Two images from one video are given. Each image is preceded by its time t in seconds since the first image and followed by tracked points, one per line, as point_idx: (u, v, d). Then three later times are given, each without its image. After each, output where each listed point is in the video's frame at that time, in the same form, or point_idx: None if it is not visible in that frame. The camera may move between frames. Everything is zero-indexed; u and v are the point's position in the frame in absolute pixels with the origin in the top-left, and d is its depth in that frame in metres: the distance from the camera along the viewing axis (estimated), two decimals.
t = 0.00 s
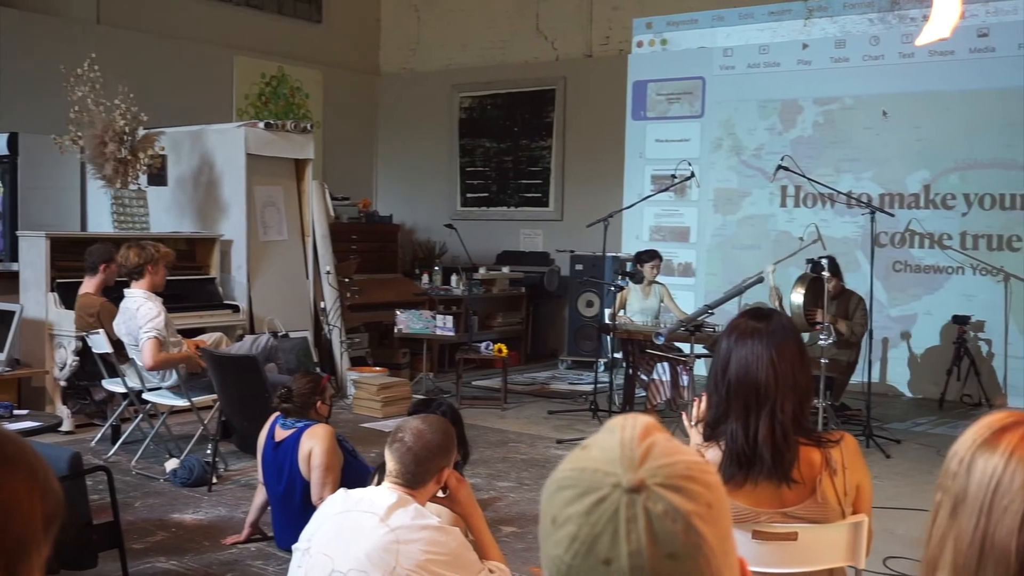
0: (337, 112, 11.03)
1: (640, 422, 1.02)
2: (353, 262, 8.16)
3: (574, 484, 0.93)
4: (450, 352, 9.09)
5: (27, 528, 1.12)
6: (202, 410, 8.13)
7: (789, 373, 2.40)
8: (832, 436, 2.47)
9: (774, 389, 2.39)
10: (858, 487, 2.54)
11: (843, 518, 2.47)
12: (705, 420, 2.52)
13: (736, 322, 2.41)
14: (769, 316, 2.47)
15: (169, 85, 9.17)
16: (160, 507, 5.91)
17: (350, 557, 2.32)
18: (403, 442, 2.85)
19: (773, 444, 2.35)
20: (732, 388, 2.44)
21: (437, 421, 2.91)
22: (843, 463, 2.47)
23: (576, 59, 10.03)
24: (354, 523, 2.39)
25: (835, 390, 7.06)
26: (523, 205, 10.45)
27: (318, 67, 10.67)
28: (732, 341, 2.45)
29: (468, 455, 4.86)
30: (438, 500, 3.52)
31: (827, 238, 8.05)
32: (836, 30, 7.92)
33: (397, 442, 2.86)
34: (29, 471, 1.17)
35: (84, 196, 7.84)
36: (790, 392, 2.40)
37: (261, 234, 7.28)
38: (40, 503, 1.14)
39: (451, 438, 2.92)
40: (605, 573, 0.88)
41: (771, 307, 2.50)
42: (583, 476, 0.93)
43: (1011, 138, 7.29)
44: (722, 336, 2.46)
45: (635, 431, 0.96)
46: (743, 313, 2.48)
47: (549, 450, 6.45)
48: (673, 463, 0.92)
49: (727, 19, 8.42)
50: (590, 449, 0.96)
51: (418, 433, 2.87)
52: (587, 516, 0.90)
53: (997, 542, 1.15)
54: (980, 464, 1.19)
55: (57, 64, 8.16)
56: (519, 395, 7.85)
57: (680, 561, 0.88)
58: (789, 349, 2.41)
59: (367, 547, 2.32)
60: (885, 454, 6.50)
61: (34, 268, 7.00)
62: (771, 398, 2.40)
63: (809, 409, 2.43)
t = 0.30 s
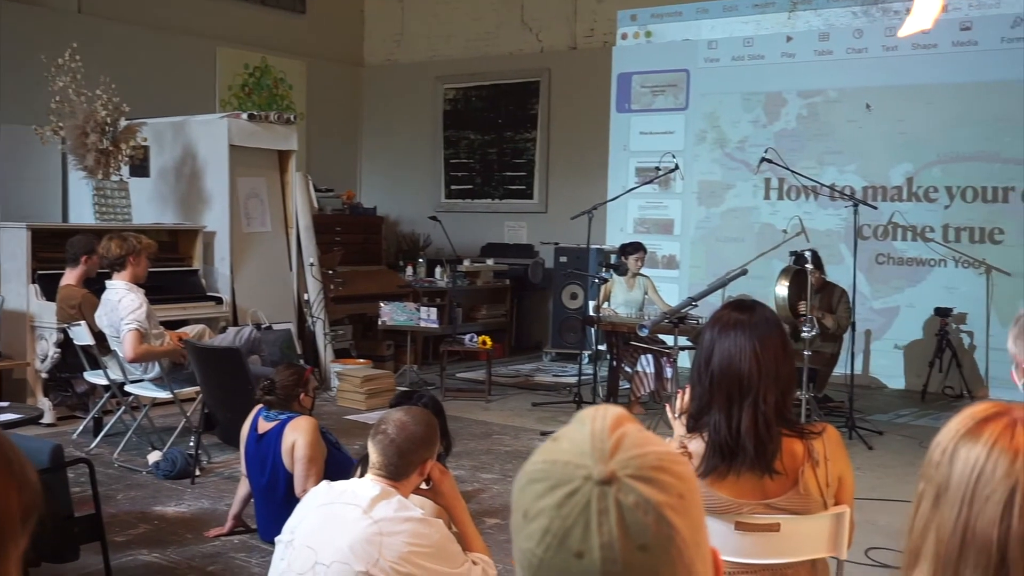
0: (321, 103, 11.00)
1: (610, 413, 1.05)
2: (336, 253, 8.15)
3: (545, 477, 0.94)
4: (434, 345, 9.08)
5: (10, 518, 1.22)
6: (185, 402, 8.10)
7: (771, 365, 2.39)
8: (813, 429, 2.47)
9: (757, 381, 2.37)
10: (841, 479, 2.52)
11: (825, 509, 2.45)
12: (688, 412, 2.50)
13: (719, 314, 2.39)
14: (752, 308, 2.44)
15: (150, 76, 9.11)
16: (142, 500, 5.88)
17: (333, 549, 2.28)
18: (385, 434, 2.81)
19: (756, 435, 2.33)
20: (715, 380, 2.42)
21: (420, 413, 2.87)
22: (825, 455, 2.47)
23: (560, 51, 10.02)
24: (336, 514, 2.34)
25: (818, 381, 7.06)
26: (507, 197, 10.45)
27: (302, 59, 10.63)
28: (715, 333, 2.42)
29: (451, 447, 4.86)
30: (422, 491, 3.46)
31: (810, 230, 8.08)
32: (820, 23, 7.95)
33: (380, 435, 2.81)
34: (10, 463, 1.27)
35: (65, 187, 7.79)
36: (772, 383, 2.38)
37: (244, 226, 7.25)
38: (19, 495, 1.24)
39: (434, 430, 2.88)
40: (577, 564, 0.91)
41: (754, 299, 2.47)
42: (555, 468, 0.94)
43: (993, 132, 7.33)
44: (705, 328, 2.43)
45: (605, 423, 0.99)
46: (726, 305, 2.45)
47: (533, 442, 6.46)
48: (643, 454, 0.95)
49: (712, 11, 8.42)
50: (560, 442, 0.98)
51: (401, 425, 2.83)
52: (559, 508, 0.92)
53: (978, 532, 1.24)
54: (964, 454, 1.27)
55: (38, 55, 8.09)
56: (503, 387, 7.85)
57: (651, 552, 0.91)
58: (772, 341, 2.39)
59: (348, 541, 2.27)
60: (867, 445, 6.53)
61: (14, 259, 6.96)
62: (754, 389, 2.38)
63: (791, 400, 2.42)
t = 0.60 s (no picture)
0: (304, 97, 10.98)
1: (583, 409, 1.07)
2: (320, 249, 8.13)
3: (517, 474, 0.97)
4: (417, 340, 9.08)
5: None
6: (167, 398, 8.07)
7: (753, 360, 2.37)
8: (795, 423, 2.45)
9: (738, 375, 2.36)
10: (822, 472, 2.49)
11: (806, 503, 2.44)
12: (670, 407, 2.48)
13: (701, 309, 2.37)
14: (734, 303, 2.42)
15: (133, 70, 9.08)
16: (124, 495, 5.86)
17: (315, 544, 2.25)
18: (367, 430, 2.80)
19: (738, 430, 2.32)
20: (697, 375, 2.40)
21: (403, 409, 2.86)
22: (806, 449, 2.44)
23: (544, 46, 10.02)
24: (318, 510, 2.30)
25: (801, 375, 7.08)
26: (490, 192, 10.44)
27: (285, 53, 10.60)
28: (697, 328, 2.40)
29: (432, 442, 4.85)
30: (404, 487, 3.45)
31: (793, 226, 8.10)
32: (802, 20, 7.98)
33: (361, 430, 2.79)
34: None
35: (44, 181, 7.75)
36: (754, 377, 2.37)
37: (226, 221, 7.24)
38: None
39: (416, 426, 2.87)
40: (550, 561, 0.93)
41: (735, 293, 2.45)
42: (527, 465, 0.97)
43: (974, 127, 7.36)
44: (687, 323, 2.41)
45: (577, 420, 1.01)
46: (708, 300, 2.43)
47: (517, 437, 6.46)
48: (615, 450, 0.97)
49: (695, 6, 8.43)
50: (533, 439, 1.00)
51: (383, 421, 2.81)
52: (531, 505, 0.95)
53: (958, 526, 1.23)
54: (944, 448, 1.26)
55: (18, 47, 8.03)
56: (486, 382, 7.85)
57: (622, 550, 0.93)
58: (754, 335, 2.37)
59: (331, 536, 2.25)
60: (848, 439, 6.54)
61: None
62: (736, 383, 2.36)
63: (773, 395, 2.41)
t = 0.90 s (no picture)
0: (286, 94, 10.94)
1: (562, 403, 0.98)
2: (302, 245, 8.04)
3: (492, 473, 0.89)
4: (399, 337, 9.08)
5: None
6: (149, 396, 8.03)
7: (733, 357, 2.37)
8: (776, 420, 2.44)
9: (718, 372, 2.35)
10: (803, 470, 2.48)
11: (787, 500, 2.43)
12: (651, 405, 2.48)
13: (682, 305, 2.37)
14: (714, 300, 2.41)
15: (112, 67, 9.03)
16: (104, 495, 5.82)
17: (296, 542, 2.24)
18: (349, 428, 2.77)
19: (718, 427, 2.31)
20: (677, 372, 2.40)
21: (384, 406, 2.84)
22: (787, 445, 2.42)
23: (526, 43, 10.01)
24: (299, 508, 2.29)
25: (781, 373, 7.12)
26: (472, 189, 10.44)
27: (267, 50, 10.57)
28: (677, 325, 2.40)
29: (413, 440, 4.83)
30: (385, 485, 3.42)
31: (773, 223, 8.14)
32: (783, 17, 8.01)
33: (342, 428, 2.78)
34: None
35: (23, 178, 7.70)
36: (734, 374, 2.36)
37: (206, 218, 7.21)
38: None
39: (397, 423, 2.85)
40: (525, 561, 0.86)
41: (716, 291, 2.45)
42: (502, 464, 0.89)
43: (954, 125, 7.40)
44: (668, 320, 2.41)
45: (553, 417, 0.92)
46: (689, 297, 2.42)
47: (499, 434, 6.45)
48: (592, 448, 0.89)
49: (676, 4, 8.45)
50: (508, 436, 0.92)
51: (364, 419, 2.80)
52: (506, 505, 0.87)
53: (935, 521, 1.30)
54: (921, 445, 1.32)
55: None
56: (469, 380, 7.85)
57: (600, 547, 0.86)
58: (734, 332, 2.37)
59: (313, 534, 2.23)
60: (829, 436, 6.57)
61: None
62: (716, 380, 2.36)
63: (753, 393, 2.40)
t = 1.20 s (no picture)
0: (267, 91, 10.91)
1: (543, 402, 0.97)
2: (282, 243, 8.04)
3: (471, 471, 0.87)
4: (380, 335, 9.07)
5: None
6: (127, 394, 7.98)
7: (713, 354, 2.37)
8: (754, 418, 2.45)
9: (698, 369, 2.36)
10: (781, 467, 2.49)
11: (766, 497, 2.45)
12: (631, 403, 2.48)
13: (661, 304, 2.37)
14: (694, 298, 2.42)
15: (91, 64, 8.97)
16: (82, 494, 5.77)
17: (276, 541, 2.22)
18: (328, 425, 2.76)
19: (698, 424, 2.32)
20: (656, 370, 2.40)
21: (364, 404, 2.83)
22: (765, 443, 2.44)
23: (507, 41, 10.01)
24: (279, 507, 2.27)
25: (761, 370, 7.16)
26: (453, 187, 10.44)
27: (247, 47, 10.53)
28: (657, 323, 2.40)
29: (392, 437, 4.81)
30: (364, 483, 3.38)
31: (754, 221, 8.18)
32: (763, 16, 8.05)
33: (322, 426, 2.77)
34: None
35: None
36: (714, 372, 2.37)
37: (186, 215, 7.16)
38: None
39: (377, 421, 2.85)
40: (503, 560, 0.84)
41: (696, 289, 2.46)
42: (481, 461, 0.87)
43: (932, 125, 7.46)
44: (648, 318, 2.41)
45: (533, 414, 0.91)
46: (669, 295, 2.43)
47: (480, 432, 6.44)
48: (572, 445, 0.87)
49: (656, 3, 8.47)
50: (488, 433, 0.90)
51: (343, 416, 2.79)
52: (485, 502, 0.85)
53: (911, 518, 1.31)
54: (897, 442, 1.34)
55: None
56: (450, 378, 7.84)
57: (580, 546, 0.84)
58: (713, 330, 2.37)
59: (292, 533, 2.22)
60: (808, 434, 6.60)
61: None
62: (695, 378, 2.36)
63: (733, 391, 2.41)
